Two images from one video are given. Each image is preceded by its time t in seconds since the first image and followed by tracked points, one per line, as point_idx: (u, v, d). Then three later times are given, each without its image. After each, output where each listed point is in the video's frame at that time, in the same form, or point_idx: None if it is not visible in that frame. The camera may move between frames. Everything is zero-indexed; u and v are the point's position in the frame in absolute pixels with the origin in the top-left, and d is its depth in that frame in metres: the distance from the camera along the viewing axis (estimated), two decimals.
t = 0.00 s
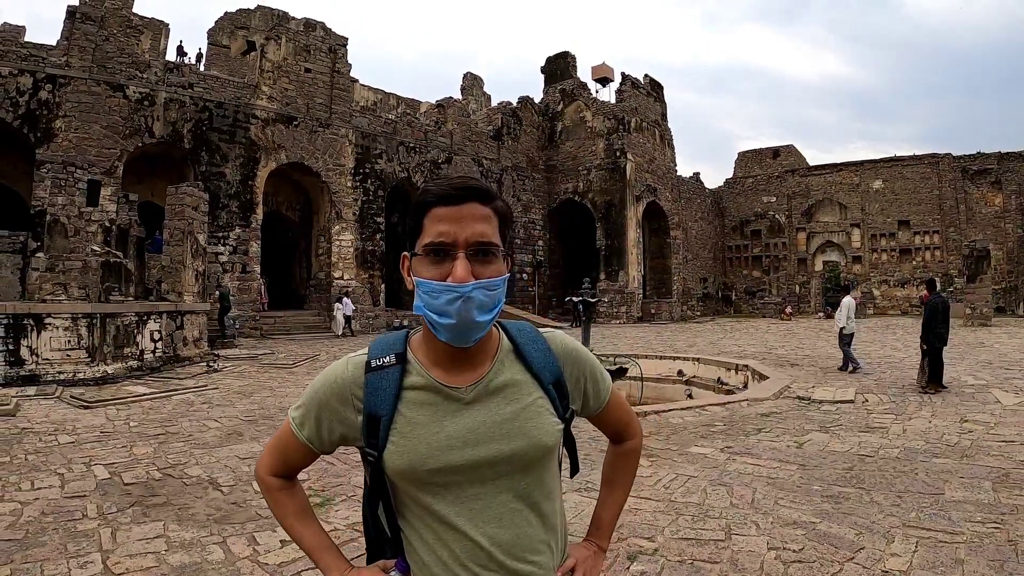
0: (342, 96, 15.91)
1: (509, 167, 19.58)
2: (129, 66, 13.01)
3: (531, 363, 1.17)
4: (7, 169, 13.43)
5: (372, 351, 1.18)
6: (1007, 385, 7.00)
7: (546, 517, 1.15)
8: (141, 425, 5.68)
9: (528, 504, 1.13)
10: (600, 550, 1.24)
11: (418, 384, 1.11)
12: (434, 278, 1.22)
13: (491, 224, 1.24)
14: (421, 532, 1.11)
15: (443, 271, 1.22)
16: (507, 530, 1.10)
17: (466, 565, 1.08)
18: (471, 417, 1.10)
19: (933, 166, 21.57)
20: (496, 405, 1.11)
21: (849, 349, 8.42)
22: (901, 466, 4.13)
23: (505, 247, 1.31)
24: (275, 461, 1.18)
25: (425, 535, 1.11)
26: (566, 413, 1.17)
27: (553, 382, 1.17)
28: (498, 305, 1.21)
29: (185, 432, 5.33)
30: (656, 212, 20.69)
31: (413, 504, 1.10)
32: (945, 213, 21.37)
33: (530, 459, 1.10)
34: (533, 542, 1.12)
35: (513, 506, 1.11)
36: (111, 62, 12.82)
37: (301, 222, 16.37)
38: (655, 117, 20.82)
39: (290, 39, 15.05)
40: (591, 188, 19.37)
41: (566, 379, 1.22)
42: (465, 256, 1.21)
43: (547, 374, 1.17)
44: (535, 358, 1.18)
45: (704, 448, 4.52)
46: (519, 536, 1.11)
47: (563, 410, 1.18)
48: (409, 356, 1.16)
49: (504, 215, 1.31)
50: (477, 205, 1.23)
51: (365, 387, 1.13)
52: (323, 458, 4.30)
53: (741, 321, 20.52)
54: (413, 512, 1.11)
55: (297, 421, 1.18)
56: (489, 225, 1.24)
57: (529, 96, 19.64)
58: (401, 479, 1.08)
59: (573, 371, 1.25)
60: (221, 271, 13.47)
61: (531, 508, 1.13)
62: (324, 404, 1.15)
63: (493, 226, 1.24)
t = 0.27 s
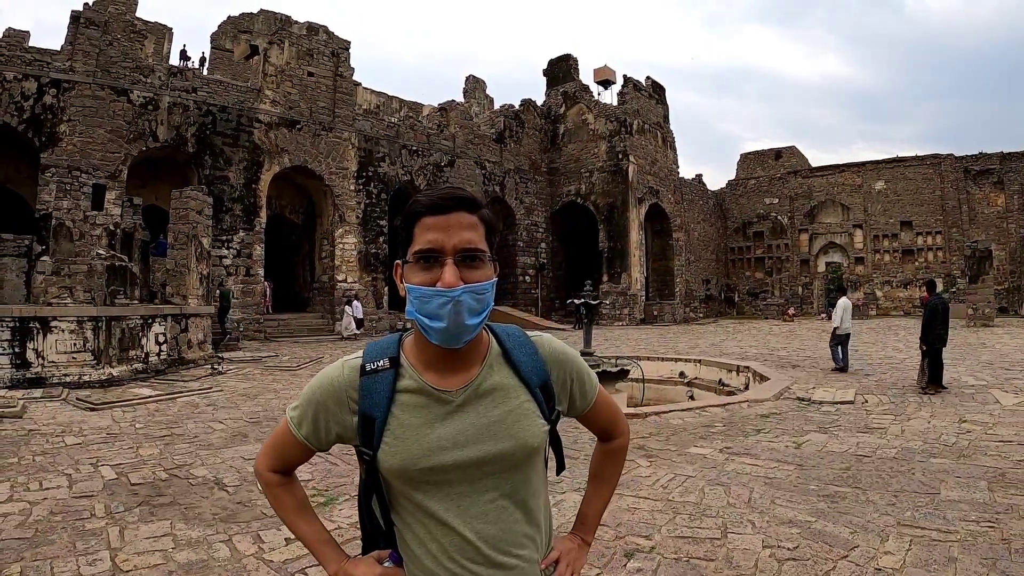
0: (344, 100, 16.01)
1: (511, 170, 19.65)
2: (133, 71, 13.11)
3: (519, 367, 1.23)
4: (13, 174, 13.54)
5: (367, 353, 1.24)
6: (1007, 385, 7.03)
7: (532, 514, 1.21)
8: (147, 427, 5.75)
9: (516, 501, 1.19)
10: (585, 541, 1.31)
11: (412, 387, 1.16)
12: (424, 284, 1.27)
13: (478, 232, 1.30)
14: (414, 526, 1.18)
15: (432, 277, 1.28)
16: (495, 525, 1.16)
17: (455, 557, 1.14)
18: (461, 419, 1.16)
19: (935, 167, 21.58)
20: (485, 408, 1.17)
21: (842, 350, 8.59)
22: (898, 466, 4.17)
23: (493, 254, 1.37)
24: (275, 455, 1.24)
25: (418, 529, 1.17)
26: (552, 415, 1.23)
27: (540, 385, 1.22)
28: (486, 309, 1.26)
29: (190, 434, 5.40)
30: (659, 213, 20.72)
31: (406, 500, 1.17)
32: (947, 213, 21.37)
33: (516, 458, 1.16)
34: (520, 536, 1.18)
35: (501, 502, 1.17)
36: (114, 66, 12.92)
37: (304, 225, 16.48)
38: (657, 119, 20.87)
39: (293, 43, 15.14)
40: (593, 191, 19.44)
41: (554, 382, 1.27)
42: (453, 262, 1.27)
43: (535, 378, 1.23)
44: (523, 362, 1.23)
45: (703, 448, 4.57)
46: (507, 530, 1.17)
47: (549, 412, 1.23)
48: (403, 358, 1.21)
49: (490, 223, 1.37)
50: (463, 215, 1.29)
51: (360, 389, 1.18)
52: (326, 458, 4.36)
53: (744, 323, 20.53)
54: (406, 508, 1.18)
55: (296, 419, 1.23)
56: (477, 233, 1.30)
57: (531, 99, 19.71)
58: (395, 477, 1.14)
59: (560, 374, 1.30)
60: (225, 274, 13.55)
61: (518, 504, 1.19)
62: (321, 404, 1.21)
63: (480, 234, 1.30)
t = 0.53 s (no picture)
0: (346, 103, 16.10)
1: (512, 173, 19.73)
2: (136, 75, 13.22)
3: (507, 366, 1.28)
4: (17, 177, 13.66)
5: (368, 348, 1.31)
6: (1004, 386, 7.07)
7: (517, 506, 1.26)
8: (150, 428, 5.82)
9: (501, 491, 1.24)
10: (569, 539, 1.36)
11: (405, 380, 1.23)
12: (419, 284, 1.33)
13: (470, 237, 1.36)
14: (404, 512, 1.24)
15: (426, 278, 1.33)
16: (480, 514, 1.22)
17: (442, 542, 1.20)
18: (450, 412, 1.22)
19: (936, 169, 21.60)
20: (473, 402, 1.23)
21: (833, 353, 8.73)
22: (892, 466, 4.22)
23: (485, 258, 1.42)
24: (279, 441, 1.31)
25: (408, 515, 1.23)
26: (538, 412, 1.28)
27: (527, 384, 1.27)
28: (478, 309, 1.31)
29: (193, 434, 5.47)
30: (659, 216, 20.77)
31: (398, 487, 1.23)
32: (948, 215, 21.39)
33: (502, 451, 1.22)
34: (503, 526, 1.24)
35: (487, 493, 1.23)
36: (117, 70, 13.03)
37: (306, 228, 16.57)
38: (657, 121, 20.92)
39: (295, 47, 15.25)
40: (594, 194, 19.51)
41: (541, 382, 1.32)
42: (446, 264, 1.32)
43: (523, 376, 1.28)
44: (511, 361, 1.29)
45: (699, 449, 4.62)
46: (491, 519, 1.22)
47: (535, 410, 1.28)
48: (399, 354, 1.28)
49: (483, 231, 1.43)
50: (456, 220, 1.35)
51: (359, 380, 1.25)
52: (327, 458, 4.42)
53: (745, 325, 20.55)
54: (397, 494, 1.24)
55: (298, 407, 1.30)
56: (469, 238, 1.36)
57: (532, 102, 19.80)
58: (388, 463, 1.21)
59: (548, 375, 1.35)
60: (227, 277, 13.65)
61: (503, 495, 1.24)
62: (322, 393, 1.28)
63: (472, 239, 1.36)
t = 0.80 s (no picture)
0: (347, 107, 16.19)
1: (513, 175, 19.79)
2: (138, 79, 13.31)
3: (502, 367, 1.33)
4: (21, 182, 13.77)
5: (370, 348, 1.36)
6: (1002, 387, 7.10)
7: (508, 502, 1.31)
8: (154, 430, 5.88)
9: (494, 488, 1.29)
10: (558, 537, 1.40)
11: (405, 378, 1.28)
12: (420, 286, 1.38)
13: (469, 243, 1.42)
14: (401, 506, 1.29)
15: (427, 280, 1.38)
16: (473, 508, 1.27)
17: (436, 534, 1.25)
18: (447, 410, 1.27)
19: (936, 170, 21.62)
20: (468, 401, 1.28)
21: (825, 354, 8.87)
22: (887, 466, 4.25)
23: (484, 263, 1.47)
24: (284, 435, 1.36)
25: (404, 508, 1.28)
26: (531, 413, 1.33)
27: (521, 385, 1.32)
28: (476, 311, 1.36)
29: (196, 436, 5.53)
30: (660, 218, 20.81)
31: (396, 481, 1.28)
32: (948, 215, 21.41)
33: (495, 449, 1.27)
34: (495, 522, 1.28)
35: (480, 488, 1.28)
36: (119, 75, 13.12)
37: (308, 231, 16.64)
38: (657, 123, 20.97)
39: (296, 51, 15.33)
40: (595, 196, 19.56)
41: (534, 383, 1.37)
42: (445, 267, 1.37)
43: (517, 377, 1.33)
44: (506, 363, 1.34)
45: (697, 449, 4.66)
46: (484, 515, 1.27)
47: (528, 410, 1.33)
48: (400, 354, 1.33)
49: (482, 237, 1.48)
50: (456, 226, 1.40)
51: (361, 379, 1.30)
52: (329, 459, 4.47)
53: (746, 326, 20.56)
54: (395, 488, 1.29)
55: (303, 403, 1.35)
56: (468, 244, 1.41)
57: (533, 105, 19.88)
58: (387, 458, 1.26)
59: (541, 377, 1.40)
60: (229, 280, 13.71)
61: (495, 491, 1.29)
62: (326, 389, 1.33)
63: (471, 244, 1.41)
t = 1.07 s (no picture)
0: (348, 109, 16.23)
1: (514, 176, 19.83)
2: (139, 82, 13.37)
3: (498, 369, 1.36)
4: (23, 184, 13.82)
5: (370, 349, 1.38)
6: (1002, 387, 7.11)
7: (503, 500, 1.34)
8: (156, 431, 5.91)
9: (489, 485, 1.32)
10: (550, 534, 1.43)
11: (404, 380, 1.31)
12: (420, 289, 1.40)
13: (467, 248, 1.44)
14: (399, 503, 1.31)
15: (427, 284, 1.41)
16: (469, 505, 1.30)
17: (433, 530, 1.28)
18: (445, 411, 1.29)
19: (937, 170, 21.62)
20: (466, 402, 1.31)
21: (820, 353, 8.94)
22: (886, 466, 4.27)
23: (482, 268, 1.50)
24: (286, 434, 1.39)
25: (403, 505, 1.31)
26: (525, 413, 1.36)
27: (516, 386, 1.35)
28: (474, 314, 1.39)
29: (198, 437, 5.56)
30: (661, 218, 20.83)
31: (395, 479, 1.31)
32: (949, 216, 21.41)
33: (491, 448, 1.29)
34: (489, 519, 1.31)
35: (476, 486, 1.30)
36: (120, 78, 13.17)
37: (309, 233, 16.69)
38: (658, 124, 21.00)
39: (296, 54, 15.38)
40: (595, 197, 19.59)
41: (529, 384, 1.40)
42: (445, 272, 1.40)
43: (513, 379, 1.35)
44: (502, 365, 1.37)
45: (695, 450, 4.69)
46: (480, 511, 1.30)
47: (523, 411, 1.36)
48: (400, 355, 1.36)
49: (481, 243, 1.50)
50: (456, 232, 1.43)
51: (362, 379, 1.33)
52: (330, 460, 4.50)
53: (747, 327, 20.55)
54: (394, 486, 1.31)
55: (305, 402, 1.38)
56: (467, 249, 1.44)
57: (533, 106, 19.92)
58: (386, 456, 1.28)
59: (535, 379, 1.43)
60: (231, 282, 13.75)
61: (490, 489, 1.32)
62: (327, 389, 1.36)
63: (469, 250, 1.44)
